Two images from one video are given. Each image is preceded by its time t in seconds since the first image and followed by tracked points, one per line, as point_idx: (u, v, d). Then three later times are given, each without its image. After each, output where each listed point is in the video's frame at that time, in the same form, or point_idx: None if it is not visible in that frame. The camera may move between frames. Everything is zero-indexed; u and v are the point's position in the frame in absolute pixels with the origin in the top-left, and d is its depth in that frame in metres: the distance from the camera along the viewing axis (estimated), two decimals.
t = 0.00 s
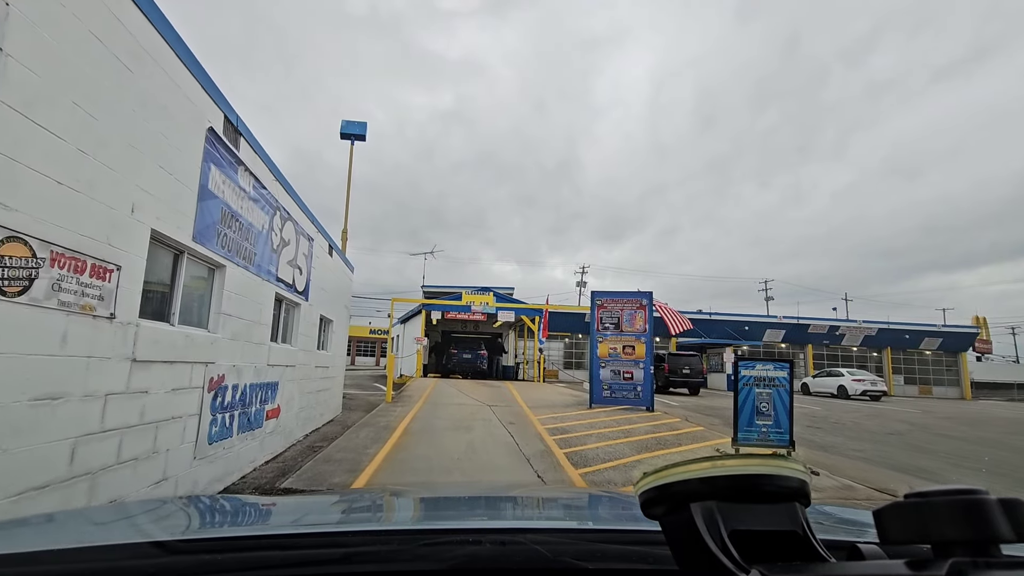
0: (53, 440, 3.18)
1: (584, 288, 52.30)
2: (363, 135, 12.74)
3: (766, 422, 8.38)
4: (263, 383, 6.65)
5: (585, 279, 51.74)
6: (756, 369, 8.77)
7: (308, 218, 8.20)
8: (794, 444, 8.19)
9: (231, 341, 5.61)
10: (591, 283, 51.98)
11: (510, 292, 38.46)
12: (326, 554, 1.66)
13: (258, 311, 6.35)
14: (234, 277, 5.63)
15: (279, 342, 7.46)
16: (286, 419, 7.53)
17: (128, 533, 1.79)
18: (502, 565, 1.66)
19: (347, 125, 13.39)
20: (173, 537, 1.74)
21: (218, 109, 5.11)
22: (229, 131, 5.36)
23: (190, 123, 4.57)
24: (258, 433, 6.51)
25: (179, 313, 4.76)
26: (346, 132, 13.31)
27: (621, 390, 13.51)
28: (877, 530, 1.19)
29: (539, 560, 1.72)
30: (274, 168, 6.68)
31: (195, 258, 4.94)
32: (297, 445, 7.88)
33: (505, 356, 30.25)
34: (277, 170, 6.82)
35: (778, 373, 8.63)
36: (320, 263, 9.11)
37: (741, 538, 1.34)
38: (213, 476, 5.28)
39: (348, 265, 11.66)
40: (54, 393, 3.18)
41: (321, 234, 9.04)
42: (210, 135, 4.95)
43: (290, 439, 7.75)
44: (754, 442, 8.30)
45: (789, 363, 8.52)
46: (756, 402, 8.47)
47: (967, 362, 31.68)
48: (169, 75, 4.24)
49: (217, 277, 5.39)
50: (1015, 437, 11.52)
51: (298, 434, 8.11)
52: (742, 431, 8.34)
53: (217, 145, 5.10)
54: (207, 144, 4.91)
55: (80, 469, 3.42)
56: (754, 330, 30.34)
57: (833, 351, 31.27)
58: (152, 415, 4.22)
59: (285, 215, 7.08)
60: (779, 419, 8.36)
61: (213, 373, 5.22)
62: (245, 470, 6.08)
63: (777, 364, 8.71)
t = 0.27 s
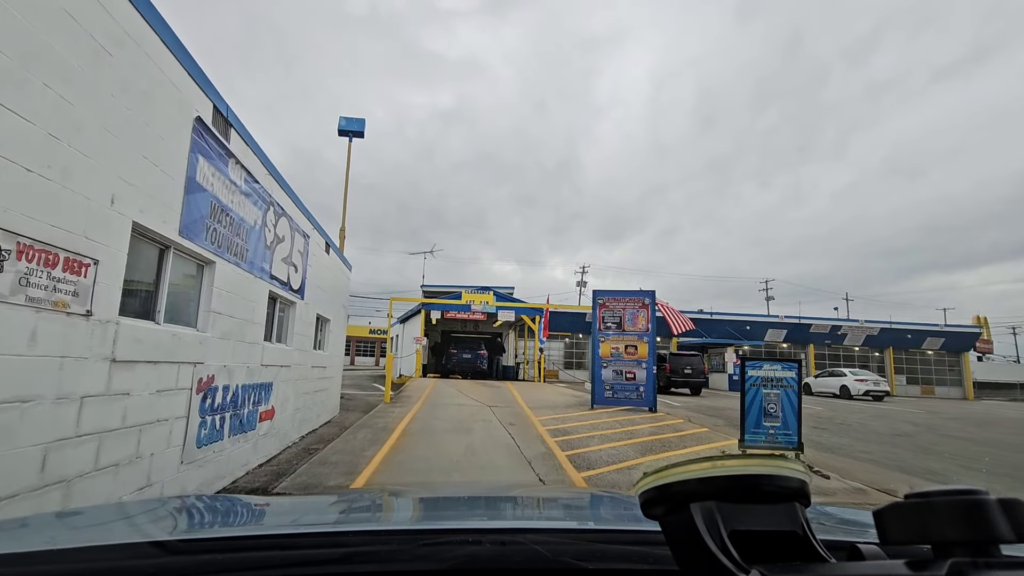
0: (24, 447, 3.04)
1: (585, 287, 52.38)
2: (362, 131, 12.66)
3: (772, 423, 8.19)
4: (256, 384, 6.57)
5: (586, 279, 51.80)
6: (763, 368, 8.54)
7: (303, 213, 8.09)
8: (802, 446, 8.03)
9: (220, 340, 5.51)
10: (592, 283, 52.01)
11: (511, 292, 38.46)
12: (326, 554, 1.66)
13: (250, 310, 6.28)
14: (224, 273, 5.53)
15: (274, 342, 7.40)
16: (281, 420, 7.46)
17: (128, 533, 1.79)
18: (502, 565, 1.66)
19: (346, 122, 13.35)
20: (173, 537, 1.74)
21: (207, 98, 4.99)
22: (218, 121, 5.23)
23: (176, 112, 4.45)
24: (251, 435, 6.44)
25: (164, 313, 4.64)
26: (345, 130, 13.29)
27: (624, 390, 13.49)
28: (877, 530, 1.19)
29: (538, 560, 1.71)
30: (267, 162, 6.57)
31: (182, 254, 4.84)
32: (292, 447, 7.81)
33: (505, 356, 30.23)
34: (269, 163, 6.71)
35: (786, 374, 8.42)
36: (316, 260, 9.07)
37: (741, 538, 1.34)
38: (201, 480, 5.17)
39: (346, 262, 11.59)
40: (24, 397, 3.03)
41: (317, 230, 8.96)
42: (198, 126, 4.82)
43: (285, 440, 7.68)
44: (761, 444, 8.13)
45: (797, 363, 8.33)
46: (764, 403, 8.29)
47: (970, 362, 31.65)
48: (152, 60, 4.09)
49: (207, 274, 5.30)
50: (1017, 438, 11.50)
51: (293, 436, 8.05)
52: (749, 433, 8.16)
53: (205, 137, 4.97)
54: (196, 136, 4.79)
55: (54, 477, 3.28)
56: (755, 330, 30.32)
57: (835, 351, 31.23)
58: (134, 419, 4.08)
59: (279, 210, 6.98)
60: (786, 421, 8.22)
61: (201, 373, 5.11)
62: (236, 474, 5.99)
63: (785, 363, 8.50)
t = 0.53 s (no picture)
0: None
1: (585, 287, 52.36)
2: (359, 126, 12.55)
3: (781, 425, 8.08)
4: (248, 385, 6.48)
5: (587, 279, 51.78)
6: (771, 368, 8.42)
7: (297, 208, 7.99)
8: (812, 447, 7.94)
9: (209, 339, 5.39)
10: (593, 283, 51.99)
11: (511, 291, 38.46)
12: (326, 554, 1.66)
13: (241, 308, 6.19)
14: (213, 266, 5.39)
15: (267, 341, 7.32)
16: (275, 421, 7.39)
17: (128, 533, 1.79)
18: (502, 565, 1.66)
19: (344, 119, 13.34)
20: (172, 537, 1.74)
21: (194, 86, 4.86)
22: (206, 110, 5.09)
23: (159, 97, 4.31)
24: (244, 438, 6.35)
25: (149, 310, 4.51)
26: (344, 126, 13.23)
27: (626, 390, 13.47)
28: (877, 529, 1.19)
29: (538, 560, 1.71)
30: (259, 154, 6.48)
31: (167, 249, 4.72)
32: (287, 449, 7.72)
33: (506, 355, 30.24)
34: (261, 155, 6.57)
35: (795, 374, 8.30)
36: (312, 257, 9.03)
37: (741, 538, 1.34)
38: (189, 485, 5.02)
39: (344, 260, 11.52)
40: None
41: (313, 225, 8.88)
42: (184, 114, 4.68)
43: (279, 442, 7.60)
44: (769, 446, 8.03)
45: (806, 363, 8.21)
46: (772, 404, 8.19)
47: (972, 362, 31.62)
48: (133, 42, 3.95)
49: (195, 269, 5.18)
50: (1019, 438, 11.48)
51: (288, 438, 7.99)
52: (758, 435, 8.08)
53: (192, 126, 4.82)
54: (182, 125, 4.65)
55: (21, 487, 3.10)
56: (757, 330, 30.29)
57: (837, 351, 31.20)
58: (113, 422, 3.91)
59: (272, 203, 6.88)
60: (795, 422, 8.13)
61: (189, 374, 4.99)
62: (228, 477, 5.89)
63: (793, 364, 8.38)
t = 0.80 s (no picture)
0: None
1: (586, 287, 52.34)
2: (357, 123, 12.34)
3: (791, 427, 7.93)
4: (239, 386, 6.35)
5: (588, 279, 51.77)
6: (781, 368, 8.29)
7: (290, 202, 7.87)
8: (823, 449, 7.79)
9: (198, 338, 5.22)
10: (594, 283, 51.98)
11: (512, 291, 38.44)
12: (326, 554, 1.66)
13: (233, 306, 6.05)
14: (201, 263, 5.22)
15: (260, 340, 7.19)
16: (268, 424, 7.29)
17: (125, 534, 1.79)
18: (502, 565, 1.66)
19: (342, 114, 13.25)
20: (171, 537, 1.74)
21: (181, 72, 4.68)
22: (192, 97, 4.87)
23: (140, 80, 4.10)
24: (235, 441, 6.23)
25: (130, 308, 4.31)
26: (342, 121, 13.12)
27: (629, 391, 13.46)
28: (878, 529, 1.19)
29: (538, 560, 1.71)
30: (251, 146, 6.33)
31: (151, 243, 4.50)
32: (281, 452, 7.64)
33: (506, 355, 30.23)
34: (251, 146, 6.38)
35: (806, 374, 8.18)
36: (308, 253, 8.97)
37: (741, 538, 1.34)
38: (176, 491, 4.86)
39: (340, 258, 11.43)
40: None
41: (307, 221, 8.77)
42: (166, 100, 4.47)
43: (271, 444, 7.47)
44: (778, 448, 7.90)
45: (816, 363, 8.08)
46: (782, 405, 8.05)
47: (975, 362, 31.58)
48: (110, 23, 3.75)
49: (183, 265, 5.00)
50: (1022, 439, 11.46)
51: (282, 440, 7.89)
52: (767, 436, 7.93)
53: (176, 113, 4.61)
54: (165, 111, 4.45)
55: None
56: (759, 330, 30.23)
57: (839, 351, 31.15)
58: (88, 426, 3.69)
59: (264, 196, 6.73)
60: (806, 423, 7.97)
61: (174, 375, 4.80)
62: (217, 482, 5.74)
63: (803, 363, 8.27)
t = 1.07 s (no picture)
0: None
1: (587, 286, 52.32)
2: (356, 118, 12.29)
3: (802, 428, 7.74)
4: (229, 387, 6.15)
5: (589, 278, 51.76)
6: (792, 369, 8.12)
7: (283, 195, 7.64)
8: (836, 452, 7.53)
9: (183, 336, 4.98)
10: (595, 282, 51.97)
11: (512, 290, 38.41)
12: (326, 554, 1.66)
13: (222, 303, 5.85)
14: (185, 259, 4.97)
15: (253, 340, 7.01)
16: (261, 426, 7.14)
17: (125, 535, 1.79)
18: (502, 565, 1.66)
19: (339, 109, 13.16)
20: (172, 537, 1.75)
21: (164, 54, 4.43)
22: (175, 80, 4.61)
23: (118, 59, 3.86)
24: (225, 444, 6.04)
25: (108, 304, 4.05)
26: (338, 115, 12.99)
27: (633, 391, 13.44)
28: (877, 530, 1.19)
29: (538, 560, 1.71)
30: (242, 136, 6.10)
31: (130, 236, 4.23)
32: (276, 454, 7.54)
33: (507, 355, 30.23)
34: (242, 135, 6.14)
35: (817, 375, 7.96)
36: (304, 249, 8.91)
37: (741, 538, 1.34)
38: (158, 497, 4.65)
39: (337, 254, 11.28)
40: None
41: (302, 216, 8.56)
42: (147, 82, 4.22)
43: (264, 447, 7.29)
44: (789, 451, 7.70)
45: (828, 363, 7.87)
46: (792, 406, 7.88)
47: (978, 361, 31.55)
48: None
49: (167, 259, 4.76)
50: None
51: (277, 442, 7.78)
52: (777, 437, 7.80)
53: (156, 95, 4.34)
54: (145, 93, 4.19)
55: None
56: (760, 330, 30.19)
57: (842, 350, 31.12)
58: (58, 431, 3.44)
59: (256, 188, 6.50)
60: (818, 424, 7.74)
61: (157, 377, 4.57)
62: (206, 487, 5.54)
63: (815, 364, 8.08)
